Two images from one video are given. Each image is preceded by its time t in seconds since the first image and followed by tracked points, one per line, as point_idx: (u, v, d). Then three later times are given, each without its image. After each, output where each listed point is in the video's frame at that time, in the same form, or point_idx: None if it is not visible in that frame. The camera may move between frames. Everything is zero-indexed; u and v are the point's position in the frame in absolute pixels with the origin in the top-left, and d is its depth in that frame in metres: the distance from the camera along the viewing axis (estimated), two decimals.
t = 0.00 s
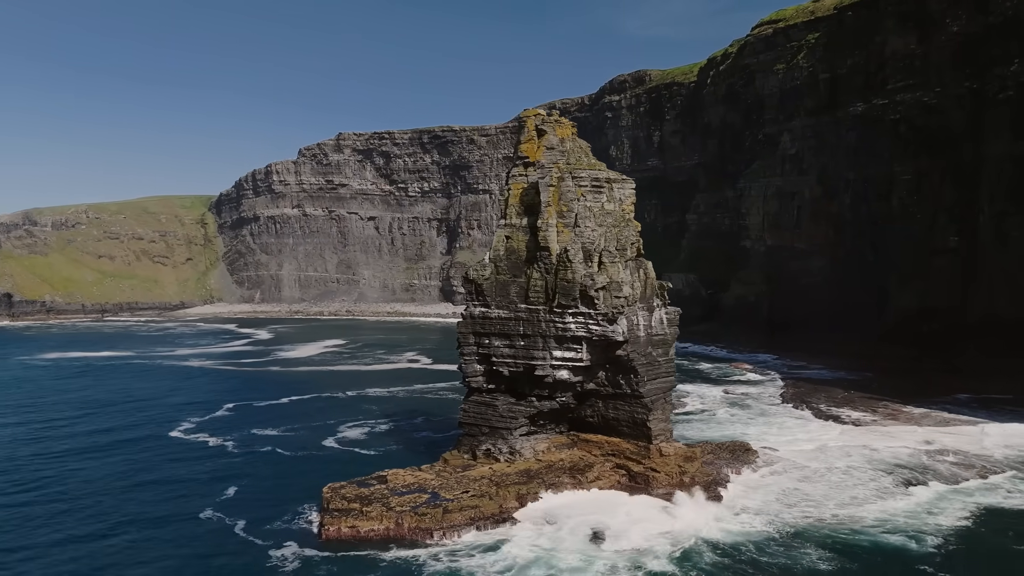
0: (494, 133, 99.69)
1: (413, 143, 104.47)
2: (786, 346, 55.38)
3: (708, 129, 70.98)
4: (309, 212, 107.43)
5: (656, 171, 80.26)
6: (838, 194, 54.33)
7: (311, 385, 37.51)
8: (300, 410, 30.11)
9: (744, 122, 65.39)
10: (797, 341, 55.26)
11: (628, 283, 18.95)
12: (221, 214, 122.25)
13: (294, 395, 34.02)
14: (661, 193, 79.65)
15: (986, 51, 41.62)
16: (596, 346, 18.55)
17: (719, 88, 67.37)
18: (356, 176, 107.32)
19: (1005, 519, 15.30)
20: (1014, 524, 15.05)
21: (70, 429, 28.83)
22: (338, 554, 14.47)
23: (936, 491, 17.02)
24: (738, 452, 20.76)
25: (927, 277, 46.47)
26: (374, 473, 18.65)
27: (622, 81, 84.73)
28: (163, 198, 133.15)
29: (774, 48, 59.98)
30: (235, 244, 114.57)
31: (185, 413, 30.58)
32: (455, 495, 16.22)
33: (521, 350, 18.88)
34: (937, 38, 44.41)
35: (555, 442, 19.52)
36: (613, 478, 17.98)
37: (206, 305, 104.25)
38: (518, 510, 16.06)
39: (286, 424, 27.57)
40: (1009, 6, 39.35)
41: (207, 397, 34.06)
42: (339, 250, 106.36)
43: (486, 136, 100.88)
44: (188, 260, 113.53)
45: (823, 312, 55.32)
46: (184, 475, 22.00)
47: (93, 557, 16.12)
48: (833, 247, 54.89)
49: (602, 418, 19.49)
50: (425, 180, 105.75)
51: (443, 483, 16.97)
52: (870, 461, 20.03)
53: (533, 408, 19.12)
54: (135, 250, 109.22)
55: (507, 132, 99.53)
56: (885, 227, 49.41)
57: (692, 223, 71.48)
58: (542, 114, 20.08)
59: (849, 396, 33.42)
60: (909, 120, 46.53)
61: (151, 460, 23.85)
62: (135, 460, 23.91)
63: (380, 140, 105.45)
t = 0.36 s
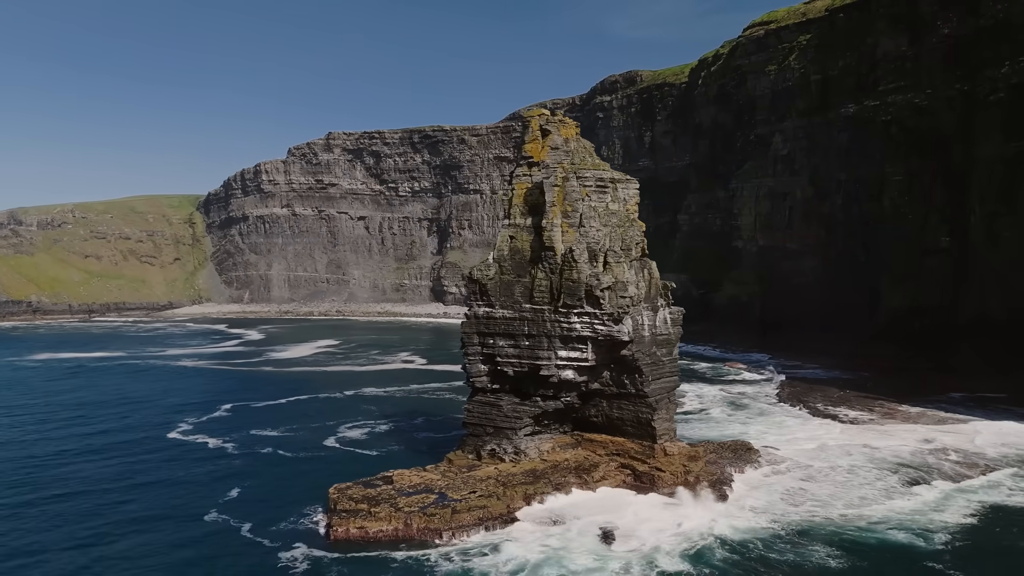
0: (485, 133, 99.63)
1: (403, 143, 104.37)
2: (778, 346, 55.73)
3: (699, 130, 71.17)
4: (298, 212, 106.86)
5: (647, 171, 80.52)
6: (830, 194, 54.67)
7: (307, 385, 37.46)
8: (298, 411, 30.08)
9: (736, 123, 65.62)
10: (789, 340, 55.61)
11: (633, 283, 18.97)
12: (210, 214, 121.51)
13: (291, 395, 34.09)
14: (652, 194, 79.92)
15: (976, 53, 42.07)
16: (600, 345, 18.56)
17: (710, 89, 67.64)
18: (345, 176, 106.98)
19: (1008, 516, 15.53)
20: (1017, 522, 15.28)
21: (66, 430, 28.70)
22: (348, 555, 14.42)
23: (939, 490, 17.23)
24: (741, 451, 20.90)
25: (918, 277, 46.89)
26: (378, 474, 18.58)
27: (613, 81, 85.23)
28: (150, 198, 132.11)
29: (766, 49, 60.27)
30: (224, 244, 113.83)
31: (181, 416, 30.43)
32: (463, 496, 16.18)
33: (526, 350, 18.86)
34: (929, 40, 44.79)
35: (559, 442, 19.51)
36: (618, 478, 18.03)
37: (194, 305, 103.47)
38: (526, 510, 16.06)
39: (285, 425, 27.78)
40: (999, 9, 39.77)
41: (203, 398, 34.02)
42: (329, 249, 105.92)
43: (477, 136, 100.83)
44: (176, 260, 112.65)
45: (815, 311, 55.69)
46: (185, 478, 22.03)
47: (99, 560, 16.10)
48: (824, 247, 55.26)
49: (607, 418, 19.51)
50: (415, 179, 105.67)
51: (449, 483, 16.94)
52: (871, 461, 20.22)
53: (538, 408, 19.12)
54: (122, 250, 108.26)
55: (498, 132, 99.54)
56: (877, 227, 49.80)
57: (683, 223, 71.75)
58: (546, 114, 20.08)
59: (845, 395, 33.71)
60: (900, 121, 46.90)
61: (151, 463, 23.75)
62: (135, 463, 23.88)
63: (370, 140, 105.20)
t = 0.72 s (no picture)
0: (476, 133, 99.55)
1: (394, 143, 104.31)
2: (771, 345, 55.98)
3: (690, 130, 71.34)
4: (287, 212, 106.22)
5: (638, 172, 80.76)
6: (821, 195, 55.02)
7: (303, 385, 37.36)
8: (297, 413, 30.03)
9: (727, 124, 65.85)
10: (781, 340, 55.88)
11: (639, 283, 19.00)
12: (198, 214, 120.64)
13: (289, 396, 34.06)
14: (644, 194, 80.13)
15: (967, 55, 42.43)
16: (606, 345, 18.59)
17: (701, 89, 67.87)
18: (335, 176, 106.60)
19: (1012, 514, 15.80)
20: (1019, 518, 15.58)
21: (62, 433, 28.46)
22: (357, 556, 14.41)
23: (942, 489, 17.50)
24: (743, 450, 21.05)
25: (910, 277, 47.28)
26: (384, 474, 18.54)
27: (604, 82, 85.70)
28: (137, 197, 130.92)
29: (758, 50, 60.52)
30: (212, 244, 112.95)
31: (179, 418, 30.27)
32: (472, 496, 16.19)
33: (530, 351, 18.86)
34: (920, 43, 45.23)
35: (564, 442, 19.51)
36: (624, 478, 18.08)
37: (182, 305, 102.56)
38: (533, 510, 16.12)
39: (284, 426, 27.78)
40: (989, 12, 40.12)
41: (198, 400, 33.84)
42: (319, 249, 105.39)
43: (468, 136, 100.77)
44: (163, 260, 111.66)
45: (806, 311, 56.01)
46: (187, 479, 21.94)
47: (106, 563, 16.02)
48: (816, 247, 55.58)
49: (611, 418, 19.53)
50: (406, 179, 105.57)
51: (456, 483, 16.94)
52: (872, 460, 20.46)
53: (543, 408, 19.11)
54: (109, 250, 107.15)
55: (489, 132, 99.46)
56: (868, 228, 50.15)
57: (674, 223, 71.90)
58: (551, 114, 20.09)
59: (840, 393, 34.03)
60: (891, 123, 47.29)
61: (151, 465, 23.60)
62: (135, 465, 23.74)
63: (360, 139, 104.93)
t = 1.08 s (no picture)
0: (467, 133, 99.36)
1: (384, 143, 104.12)
2: (764, 345, 56.26)
3: (681, 131, 71.52)
4: (276, 211, 105.58)
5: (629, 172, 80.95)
6: (812, 196, 55.37)
7: (299, 386, 37.25)
8: (296, 414, 29.96)
9: (719, 125, 66.03)
10: (774, 340, 56.16)
11: (644, 283, 19.05)
12: (186, 213, 119.78)
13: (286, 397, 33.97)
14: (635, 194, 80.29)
15: (958, 57, 42.94)
16: (611, 345, 18.61)
17: (692, 90, 68.08)
18: (325, 175, 106.13)
19: (1014, 513, 16.06)
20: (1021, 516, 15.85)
21: (57, 434, 28.19)
22: (368, 557, 14.37)
23: (944, 489, 17.73)
24: (745, 449, 21.18)
25: (901, 277, 47.71)
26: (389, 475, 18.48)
27: (595, 83, 85.92)
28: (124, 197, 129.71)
29: (750, 51, 60.72)
30: (200, 244, 112.12)
31: (175, 419, 30.10)
32: (480, 496, 16.19)
33: (536, 350, 18.84)
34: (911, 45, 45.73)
35: (569, 442, 19.50)
36: (630, 478, 18.12)
37: (170, 306, 101.68)
38: (541, 510, 16.15)
39: (283, 427, 27.70)
40: (981, 15, 40.65)
41: (194, 401, 33.67)
42: (308, 249, 104.90)
43: (459, 136, 100.59)
44: (151, 260, 110.63)
45: (798, 311, 56.33)
46: (189, 480, 21.84)
47: (113, 565, 15.94)
48: (808, 247, 55.92)
49: (616, 417, 19.55)
50: (396, 179, 105.42)
51: (463, 483, 16.92)
52: (873, 458, 20.66)
53: (548, 408, 19.11)
54: (95, 250, 106.11)
55: (480, 132, 99.25)
56: (860, 228, 50.54)
57: (666, 224, 72.04)
58: (555, 114, 20.11)
59: (835, 393, 34.30)
60: (882, 124, 47.71)
61: (150, 467, 23.43)
62: (134, 467, 23.60)
63: (350, 139, 104.59)
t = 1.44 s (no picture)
0: (458, 133, 99.25)
1: (375, 142, 103.87)
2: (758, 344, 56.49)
3: (674, 131, 71.69)
4: (267, 211, 105.04)
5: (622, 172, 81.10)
6: (804, 197, 55.64)
7: (295, 386, 37.11)
8: (295, 414, 29.87)
9: (711, 125, 66.20)
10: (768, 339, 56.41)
11: (648, 283, 19.07)
12: (175, 213, 119.02)
13: (283, 397, 33.83)
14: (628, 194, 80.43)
15: (950, 59, 43.39)
16: (616, 345, 18.64)
17: (684, 91, 68.22)
18: (316, 175, 105.65)
19: (1016, 512, 16.27)
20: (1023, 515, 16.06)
21: (52, 436, 27.94)
22: (377, 556, 14.36)
23: (945, 489, 17.92)
24: (746, 447, 21.25)
25: (894, 277, 47.99)
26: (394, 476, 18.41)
27: (587, 83, 85.99)
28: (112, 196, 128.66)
29: (742, 52, 60.78)
30: (190, 243, 111.35)
31: (172, 420, 29.93)
32: (486, 496, 16.18)
33: (540, 350, 18.85)
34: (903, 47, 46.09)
35: (573, 441, 19.51)
36: (634, 477, 18.13)
37: (159, 306, 100.92)
38: (547, 510, 16.18)
39: (282, 428, 27.56)
40: (973, 17, 41.15)
41: (191, 402, 33.48)
42: (299, 249, 104.47)
43: (450, 135, 100.41)
44: (139, 259, 109.75)
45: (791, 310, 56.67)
46: (189, 482, 21.68)
47: (117, 568, 15.81)
48: (801, 247, 56.20)
49: (620, 417, 19.59)
50: (387, 179, 105.22)
51: (470, 483, 16.88)
52: (874, 458, 20.82)
53: (553, 408, 19.12)
54: (83, 249, 105.19)
55: (471, 132, 99.09)
56: (852, 229, 50.86)
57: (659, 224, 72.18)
58: (559, 114, 20.12)
59: (831, 392, 34.52)
60: (875, 125, 48.04)
61: (149, 468, 23.22)
62: (132, 469, 23.41)
63: (341, 138, 104.23)
